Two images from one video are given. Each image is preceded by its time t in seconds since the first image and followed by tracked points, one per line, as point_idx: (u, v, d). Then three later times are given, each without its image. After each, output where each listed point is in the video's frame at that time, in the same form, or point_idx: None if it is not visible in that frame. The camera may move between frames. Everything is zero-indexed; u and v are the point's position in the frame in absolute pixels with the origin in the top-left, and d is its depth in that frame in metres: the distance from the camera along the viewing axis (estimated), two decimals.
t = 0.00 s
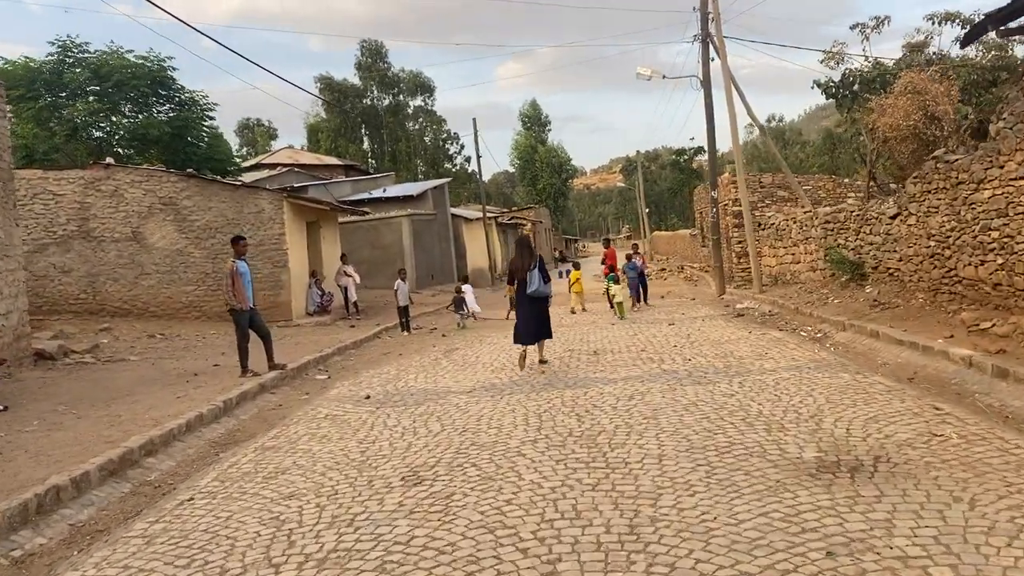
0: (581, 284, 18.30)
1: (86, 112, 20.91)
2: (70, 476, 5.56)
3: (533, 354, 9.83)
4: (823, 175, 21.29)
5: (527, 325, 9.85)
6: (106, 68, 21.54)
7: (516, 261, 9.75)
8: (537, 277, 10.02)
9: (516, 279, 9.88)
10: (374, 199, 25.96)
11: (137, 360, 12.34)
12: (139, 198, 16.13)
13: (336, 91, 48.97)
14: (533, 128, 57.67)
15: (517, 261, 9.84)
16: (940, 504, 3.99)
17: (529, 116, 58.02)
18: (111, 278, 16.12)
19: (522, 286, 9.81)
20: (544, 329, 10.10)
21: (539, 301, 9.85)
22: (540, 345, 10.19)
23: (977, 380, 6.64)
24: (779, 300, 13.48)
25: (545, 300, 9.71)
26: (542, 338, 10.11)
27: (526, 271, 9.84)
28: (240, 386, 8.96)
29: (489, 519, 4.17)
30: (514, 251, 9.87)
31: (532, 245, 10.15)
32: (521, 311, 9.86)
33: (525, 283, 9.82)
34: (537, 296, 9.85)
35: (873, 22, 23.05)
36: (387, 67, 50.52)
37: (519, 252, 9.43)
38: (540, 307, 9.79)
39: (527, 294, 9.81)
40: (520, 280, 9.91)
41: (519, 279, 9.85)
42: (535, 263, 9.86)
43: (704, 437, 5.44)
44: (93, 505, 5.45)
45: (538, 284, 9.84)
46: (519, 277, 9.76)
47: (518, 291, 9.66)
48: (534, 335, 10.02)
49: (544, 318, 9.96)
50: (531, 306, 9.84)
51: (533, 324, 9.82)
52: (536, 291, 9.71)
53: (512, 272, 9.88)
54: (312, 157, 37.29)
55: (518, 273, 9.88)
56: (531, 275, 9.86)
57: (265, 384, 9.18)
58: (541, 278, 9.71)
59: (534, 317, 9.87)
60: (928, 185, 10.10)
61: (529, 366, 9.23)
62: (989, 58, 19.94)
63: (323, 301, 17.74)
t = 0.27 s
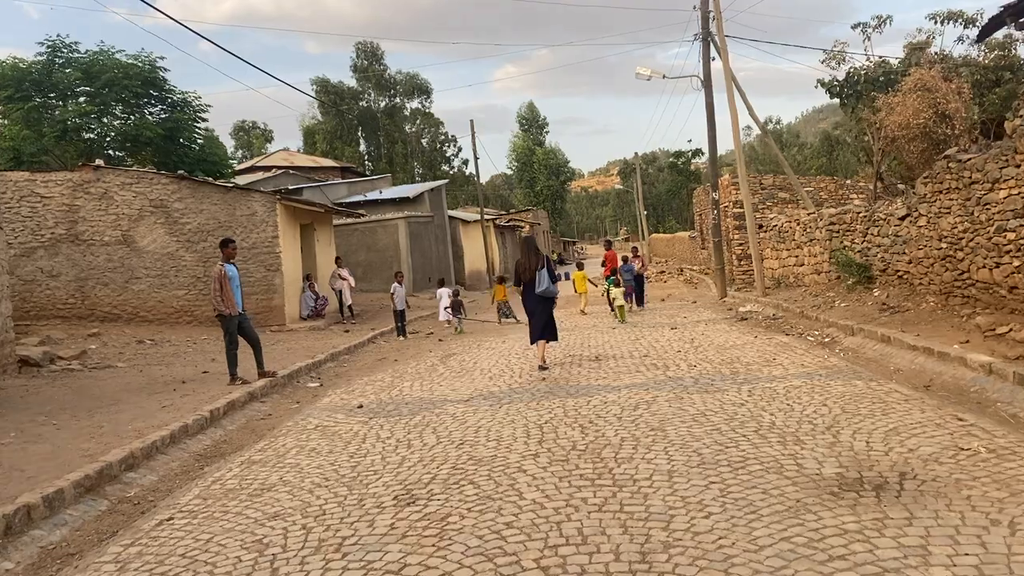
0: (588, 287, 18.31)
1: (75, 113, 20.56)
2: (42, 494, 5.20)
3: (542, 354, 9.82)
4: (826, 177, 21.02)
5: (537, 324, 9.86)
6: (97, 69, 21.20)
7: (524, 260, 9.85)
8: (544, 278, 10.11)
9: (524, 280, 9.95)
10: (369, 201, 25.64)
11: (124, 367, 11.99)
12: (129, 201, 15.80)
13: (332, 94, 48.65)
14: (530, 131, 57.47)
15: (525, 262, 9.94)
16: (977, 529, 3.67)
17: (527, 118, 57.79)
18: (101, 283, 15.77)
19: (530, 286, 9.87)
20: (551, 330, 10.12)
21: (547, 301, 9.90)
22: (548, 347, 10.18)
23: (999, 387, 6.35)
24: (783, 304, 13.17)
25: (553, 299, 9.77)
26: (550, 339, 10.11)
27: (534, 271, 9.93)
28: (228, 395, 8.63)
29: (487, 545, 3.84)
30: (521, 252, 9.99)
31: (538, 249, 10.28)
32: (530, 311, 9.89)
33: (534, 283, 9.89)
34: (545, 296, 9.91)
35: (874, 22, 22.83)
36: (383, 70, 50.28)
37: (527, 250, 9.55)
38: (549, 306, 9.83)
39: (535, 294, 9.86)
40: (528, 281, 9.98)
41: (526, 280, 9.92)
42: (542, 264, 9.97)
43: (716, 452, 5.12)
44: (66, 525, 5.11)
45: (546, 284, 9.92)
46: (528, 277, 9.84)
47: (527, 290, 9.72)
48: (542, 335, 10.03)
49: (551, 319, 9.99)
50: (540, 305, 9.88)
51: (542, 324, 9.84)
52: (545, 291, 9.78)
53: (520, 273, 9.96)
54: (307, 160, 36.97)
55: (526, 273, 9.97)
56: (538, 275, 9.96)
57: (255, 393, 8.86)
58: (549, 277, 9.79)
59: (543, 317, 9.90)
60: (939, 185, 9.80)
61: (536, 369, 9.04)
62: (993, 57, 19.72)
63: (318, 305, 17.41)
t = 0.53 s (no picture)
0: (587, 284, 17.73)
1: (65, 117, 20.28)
2: (6, 518, 4.84)
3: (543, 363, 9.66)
4: (827, 180, 20.75)
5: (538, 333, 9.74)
6: (86, 72, 20.88)
7: (525, 268, 9.69)
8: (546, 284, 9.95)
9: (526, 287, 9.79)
10: (365, 206, 25.34)
11: (110, 377, 11.66)
12: (118, 206, 15.50)
13: (329, 98, 48.12)
14: (528, 134, 57.28)
15: (527, 269, 9.79)
16: (1014, 564, 3.35)
17: (525, 123, 57.58)
18: (89, 289, 15.45)
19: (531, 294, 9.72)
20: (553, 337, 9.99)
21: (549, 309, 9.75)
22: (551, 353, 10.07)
23: (1020, 400, 6.06)
24: (787, 310, 12.87)
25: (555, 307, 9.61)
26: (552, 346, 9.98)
27: (535, 279, 9.77)
28: (213, 407, 8.32)
29: None
30: (523, 259, 9.83)
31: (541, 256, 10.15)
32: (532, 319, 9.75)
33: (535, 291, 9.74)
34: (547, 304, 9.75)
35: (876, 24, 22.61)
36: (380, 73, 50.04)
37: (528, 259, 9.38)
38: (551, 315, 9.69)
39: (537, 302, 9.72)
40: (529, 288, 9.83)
41: (528, 287, 9.77)
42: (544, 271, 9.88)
43: (725, 473, 4.79)
44: (30, 552, 4.76)
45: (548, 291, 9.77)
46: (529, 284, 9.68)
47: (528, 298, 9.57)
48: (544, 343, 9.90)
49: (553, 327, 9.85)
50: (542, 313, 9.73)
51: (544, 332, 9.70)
52: (546, 299, 9.63)
53: (521, 281, 9.80)
54: (303, 164, 36.68)
55: (527, 281, 9.81)
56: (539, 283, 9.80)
57: (241, 405, 8.54)
58: (551, 285, 9.63)
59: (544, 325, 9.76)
60: (949, 189, 9.51)
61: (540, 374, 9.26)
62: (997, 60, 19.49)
63: (312, 312, 17.09)
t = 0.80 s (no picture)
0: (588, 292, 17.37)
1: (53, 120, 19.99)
2: None
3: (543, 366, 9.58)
4: (830, 183, 20.48)
5: (537, 335, 9.74)
6: (77, 73, 20.72)
7: (525, 270, 9.74)
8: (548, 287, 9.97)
9: (527, 289, 9.83)
10: (362, 210, 25.04)
11: (96, 385, 11.33)
12: (108, 209, 15.21)
13: (328, 102, 48.28)
14: (527, 138, 57.11)
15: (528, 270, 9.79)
16: None
17: (525, 127, 57.35)
18: (78, 294, 15.16)
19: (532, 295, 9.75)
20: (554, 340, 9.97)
21: (549, 311, 9.75)
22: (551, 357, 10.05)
23: None
24: (791, 316, 12.55)
25: (555, 310, 9.61)
26: (552, 349, 9.96)
27: (536, 281, 9.80)
28: (197, 417, 8.00)
29: None
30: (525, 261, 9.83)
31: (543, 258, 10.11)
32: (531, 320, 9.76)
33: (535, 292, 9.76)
34: (547, 306, 9.76)
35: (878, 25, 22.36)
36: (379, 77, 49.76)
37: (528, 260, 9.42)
38: (550, 317, 9.68)
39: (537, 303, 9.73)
40: (531, 290, 9.86)
41: (529, 289, 9.80)
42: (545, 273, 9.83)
43: (734, 493, 4.47)
44: None
45: (549, 293, 9.78)
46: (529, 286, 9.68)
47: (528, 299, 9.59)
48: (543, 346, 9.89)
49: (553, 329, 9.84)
50: (542, 315, 9.73)
51: (543, 334, 9.69)
52: (546, 301, 9.63)
53: (522, 282, 9.85)
54: (301, 168, 36.41)
55: (529, 282, 9.84)
56: (541, 284, 9.83)
57: (227, 415, 8.23)
58: (551, 287, 9.64)
59: (544, 327, 9.75)
60: (960, 190, 9.19)
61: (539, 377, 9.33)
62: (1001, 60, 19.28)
63: (306, 318, 16.78)
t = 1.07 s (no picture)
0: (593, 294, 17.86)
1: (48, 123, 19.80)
2: None
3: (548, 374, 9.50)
4: (835, 188, 20.23)
5: (543, 342, 9.65)
6: (72, 75, 20.55)
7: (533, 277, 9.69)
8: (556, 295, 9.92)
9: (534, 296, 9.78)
10: (362, 214, 24.78)
11: (86, 393, 11.07)
12: (102, 214, 14.98)
13: (331, 106, 48.28)
14: (528, 142, 56.99)
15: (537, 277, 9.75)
16: None
17: (525, 131, 57.12)
18: (72, 300, 14.92)
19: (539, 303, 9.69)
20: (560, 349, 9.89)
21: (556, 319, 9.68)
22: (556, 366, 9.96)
23: None
24: (798, 324, 12.26)
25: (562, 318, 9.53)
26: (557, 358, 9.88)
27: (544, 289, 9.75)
28: (186, 429, 7.73)
29: None
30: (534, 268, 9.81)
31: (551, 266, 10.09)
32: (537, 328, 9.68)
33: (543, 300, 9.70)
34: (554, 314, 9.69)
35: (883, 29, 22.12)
36: (380, 81, 49.63)
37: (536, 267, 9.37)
38: (557, 325, 9.60)
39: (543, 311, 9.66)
40: (538, 297, 9.81)
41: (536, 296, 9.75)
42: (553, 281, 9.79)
43: (747, 519, 4.19)
44: None
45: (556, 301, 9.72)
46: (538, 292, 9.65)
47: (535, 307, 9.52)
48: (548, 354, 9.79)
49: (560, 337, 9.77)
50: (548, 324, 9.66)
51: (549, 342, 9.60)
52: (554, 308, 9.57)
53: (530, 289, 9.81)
54: (301, 172, 36.22)
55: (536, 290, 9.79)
56: (548, 293, 9.78)
57: (217, 426, 7.96)
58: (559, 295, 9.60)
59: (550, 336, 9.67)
60: (973, 195, 8.91)
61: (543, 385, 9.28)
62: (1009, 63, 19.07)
63: (303, 323, 16.50)
